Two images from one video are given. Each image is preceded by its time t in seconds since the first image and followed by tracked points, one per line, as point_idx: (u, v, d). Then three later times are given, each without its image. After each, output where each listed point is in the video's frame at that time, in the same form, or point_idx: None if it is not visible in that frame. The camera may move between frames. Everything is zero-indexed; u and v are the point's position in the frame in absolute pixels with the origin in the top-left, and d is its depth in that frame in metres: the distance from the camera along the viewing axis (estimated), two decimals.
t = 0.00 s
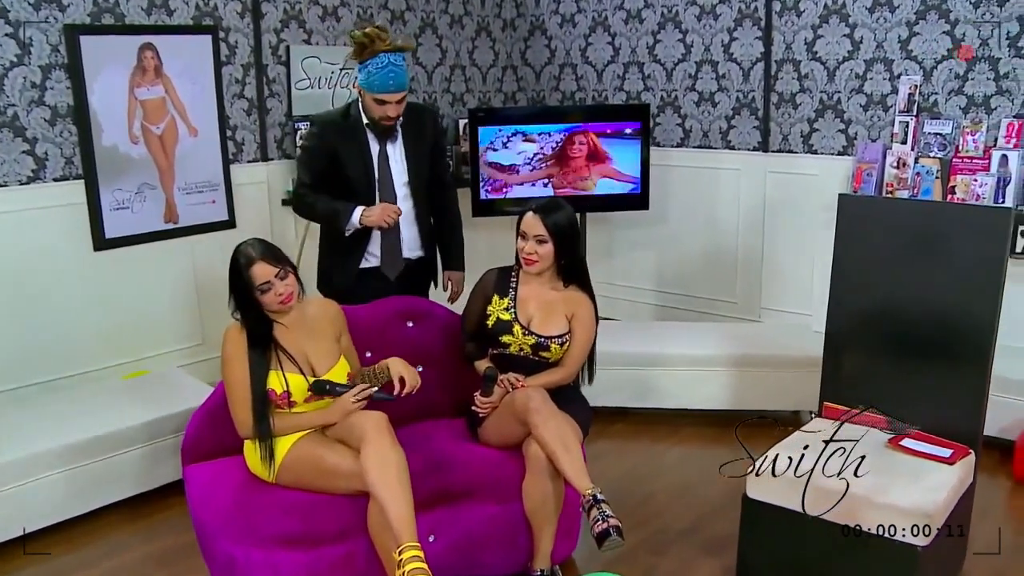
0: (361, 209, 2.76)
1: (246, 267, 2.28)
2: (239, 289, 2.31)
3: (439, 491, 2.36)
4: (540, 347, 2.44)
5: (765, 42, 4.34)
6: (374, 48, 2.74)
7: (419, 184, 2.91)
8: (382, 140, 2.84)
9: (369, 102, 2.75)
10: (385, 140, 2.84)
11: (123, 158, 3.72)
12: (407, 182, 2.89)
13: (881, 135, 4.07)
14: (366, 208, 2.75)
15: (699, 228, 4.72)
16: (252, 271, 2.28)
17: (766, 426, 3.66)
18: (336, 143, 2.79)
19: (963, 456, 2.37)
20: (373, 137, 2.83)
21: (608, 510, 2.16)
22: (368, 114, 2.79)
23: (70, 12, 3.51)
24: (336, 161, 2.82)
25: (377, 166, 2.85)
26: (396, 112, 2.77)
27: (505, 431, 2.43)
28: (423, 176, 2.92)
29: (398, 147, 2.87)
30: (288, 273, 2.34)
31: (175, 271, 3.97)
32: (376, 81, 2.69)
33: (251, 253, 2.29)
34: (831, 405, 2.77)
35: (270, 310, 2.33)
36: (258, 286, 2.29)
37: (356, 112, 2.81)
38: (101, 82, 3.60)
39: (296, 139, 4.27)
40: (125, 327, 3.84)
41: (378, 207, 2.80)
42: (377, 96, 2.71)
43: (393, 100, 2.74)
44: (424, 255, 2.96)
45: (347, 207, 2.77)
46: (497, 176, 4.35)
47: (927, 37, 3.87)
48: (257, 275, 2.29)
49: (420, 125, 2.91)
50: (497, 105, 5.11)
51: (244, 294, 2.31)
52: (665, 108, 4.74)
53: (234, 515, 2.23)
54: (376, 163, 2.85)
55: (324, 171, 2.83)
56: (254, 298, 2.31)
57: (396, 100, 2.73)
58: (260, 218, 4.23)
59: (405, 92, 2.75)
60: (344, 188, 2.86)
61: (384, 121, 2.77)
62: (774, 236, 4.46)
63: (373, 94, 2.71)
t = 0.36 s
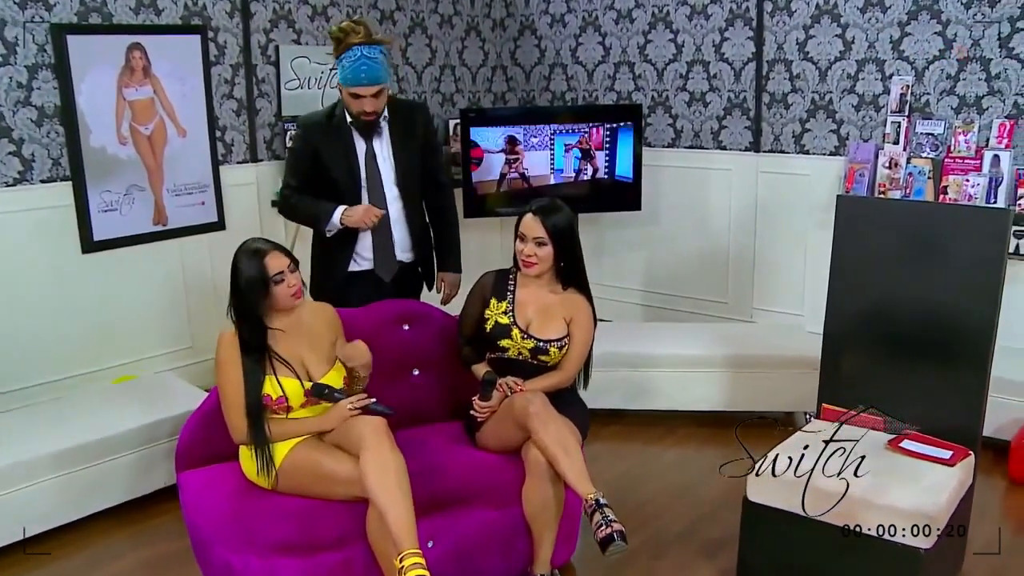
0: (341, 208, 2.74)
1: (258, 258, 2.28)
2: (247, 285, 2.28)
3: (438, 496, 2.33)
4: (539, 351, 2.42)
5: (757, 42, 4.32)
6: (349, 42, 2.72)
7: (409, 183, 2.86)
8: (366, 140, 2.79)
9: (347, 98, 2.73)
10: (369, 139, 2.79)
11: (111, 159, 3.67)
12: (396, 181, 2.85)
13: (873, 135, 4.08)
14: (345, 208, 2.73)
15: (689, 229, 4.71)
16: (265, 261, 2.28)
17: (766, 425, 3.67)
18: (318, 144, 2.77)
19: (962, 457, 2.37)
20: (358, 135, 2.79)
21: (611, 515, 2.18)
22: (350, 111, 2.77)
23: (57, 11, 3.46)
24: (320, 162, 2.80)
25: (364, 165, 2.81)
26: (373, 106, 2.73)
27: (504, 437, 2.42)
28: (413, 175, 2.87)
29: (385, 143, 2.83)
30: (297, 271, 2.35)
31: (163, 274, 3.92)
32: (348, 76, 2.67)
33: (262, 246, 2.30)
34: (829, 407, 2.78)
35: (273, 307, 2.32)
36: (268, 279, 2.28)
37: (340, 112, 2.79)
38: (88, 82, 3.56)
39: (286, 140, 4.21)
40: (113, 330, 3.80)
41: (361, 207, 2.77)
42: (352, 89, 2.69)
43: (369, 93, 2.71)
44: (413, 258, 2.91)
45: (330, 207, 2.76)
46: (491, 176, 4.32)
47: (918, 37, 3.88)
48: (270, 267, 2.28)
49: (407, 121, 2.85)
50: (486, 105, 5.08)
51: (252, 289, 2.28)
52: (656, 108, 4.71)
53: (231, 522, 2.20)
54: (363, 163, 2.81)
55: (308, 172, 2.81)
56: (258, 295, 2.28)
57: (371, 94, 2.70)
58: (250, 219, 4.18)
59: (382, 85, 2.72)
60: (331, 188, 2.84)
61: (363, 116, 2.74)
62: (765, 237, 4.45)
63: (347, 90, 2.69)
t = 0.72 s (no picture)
0: (349, 206, 2.71)
1: (270, 261, 2.24)
2: (256, 289, 2.24)
3: (444, 501, 2.30)
4: (545, 354, 2.40)
5: (755, 42, 4.30)
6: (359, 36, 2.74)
7: (414, 182, 2.85)
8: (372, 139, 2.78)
9: (354, 92, 2.72)
10: (375, 138, 2.78)
11: (108, 160, 3.63)
12: (402, 180, 2.83)
13: (873, 135, 4.07)
14: (353, 206, 2.70)
15: (687, 228, 4.69)
16: (276, 265, 2.24)
17: (767, 425, 3.68)
18: (323, 143, 2.75)
19: (971, 459, 2.36)
20: (363, 133, 2.78)
21: (620, 519, 2.15)
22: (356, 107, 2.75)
23: (52, 10, 3.42)
24: (326, 161, 2.77)
25: (369, 164, 2.79)
26: (381, 100, 2.72)
27: (509, 441, 2.39)
28: (418, 174, 2.85)
29: (390, 141, 2.81)
30: (305, 275, 2.32)
31: (160, 276, 3.88)
32: (358, 66, 2.67)
33: (273, 249, 2.26)
34: (833, 407, 2.77)
35: (279, 310, 2.28)
36: (278, 282, 2.25)
37: (346, 110, 2.77)
38: (83, 82, 3.51)
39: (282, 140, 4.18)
40: (109, 332, 3.76)
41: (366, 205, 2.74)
42: (360, 81, 2.68)
43: (377, 86, 2.70)
44: (419, 258, 2.90)
45: (336, 205, 2.73)
46: (489, 176, 4.30)
47: (918, 37, 3.87)
48: (281, 272, 2.25)
49: (413, 121, 2.84)
50: (483, 105, 5.04)
51: (260, 293, 2.24)
52: (655, 108, 4.68)
53: (235, 529, 2.16)
54: (368, 162, 2.79)
55: (313, 171, 2.79)
56: (266, 298, 2.25)
57: (379, 87, 2.69)
58: (246, 220, 4.14)
59: (389, 79, 2.72)
60: (335, 188, 2.81)
61: (370, 109, 2.73)
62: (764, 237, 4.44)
63: (355, 81, 2.69)
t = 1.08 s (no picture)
0: (358, 207, 2.69)
1: (279, 263, 2.21)
2: (264, 292, 2.21)
3: (455, 504, 2.28)
4: (557, 355, 2.38)
5: (760, 41, 4.29)
6: (386, 38, 2.70)
7: (425, 183, 2.83)
8: (383, 139, 2.76)
9: (370, 93, 2.68)
10: (387, 138, 2.76)
11: (109, 160, 3.60)
12: (412, 180, 2.81)
13: (878, 135, 4.06)
14: (361, 208, 2.67)
15: (690, 228, 4.68)
16: (284, 269, 2.21)
17: (766, 425, 3.67)
18: (334, 141, 2.72)
19: (984, 460, 2.35)
20: (375, 134, 2.75)
21: (636, 523, 2.15)
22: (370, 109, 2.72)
23: (53, 8, 3.38)
24: (337, 162, 2.74)
25: (380, 165, 2.77)
26: (395, 107, 2.70)
27: (521, 443, 2.38)
28: (429, 174, 2.84)
29: (401, 142, 2.79)
30: (314, 278, 2.29)
31: (162, 276, 3.85)
32: (378, 70, 2.63)
33: (282, 251, 2.24)
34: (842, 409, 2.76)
35: (286, 313, 2.25)
36: (286, 285, 2.21)
37: (358, 110, 2.74)
38: (85, 81, 3.48)
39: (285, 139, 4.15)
40: (111, 333, 3.73)
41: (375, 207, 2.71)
42: (377, 85, 2.65)
43: (394, 93, 2.67)
44: (428, 260, 2.87)
45: (346, 206, 2.70)
46: (492, 176, 4.27)
47: (923, 37, 3.86)
48: (288, 275, 2.21)
49: (426, 126, 2.83)
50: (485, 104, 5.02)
51: (268, 297, 2.21)
52: (658, 107, 4.66)
53: (243, 533, 2.13)
54: (379, 162, 2.77)
55: (323, 169, 2.76)
56: (274, 301, 2.22)
57: (396, 94, 2.66)
58: (249, 220, 4.11)
59: (407, 89, 2.69)
60: (346, 187, 2.79)
61: (383, 114, 2.70)
62: (768, 237, 4.43)
63: (373, 85, 2.65)
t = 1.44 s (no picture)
0: (385, 201, 2.66)
1: (292, 263, 2.18)
2: (277, 293, 2.18)
3: (474, 507, 2.26)
4: (576, 356, 2.36)
5: (772, 40, 4.26)
6: (405, 33, 2.69)
7: (445, 181, 2.84)
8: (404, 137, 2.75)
9: (391, 88, 2.66)
10: (407, 136, 2.75)
11: (120, 159, 3.58)
12: (434, 178, 2.82)
13: (891, 135, 4.03)
14: (388, 201, 2.65)
15: (701, 228, 4.65)
16: (297, 269, 2.18)
17: (767, 424, 3.67)
18: (355, 139, 2.70)
19: (1007, 463, 2.33)
20: (396, 132, 2.73)
21: (656, 526, 2.11)
22: (390, 106, 2.70)
23: (64, 7, 3.36)
24: (358, 160, 2.72)
25: (402, 164, 2.75)
26: (417, 100, 2.67)
27: (539, 444, 2.35)
28: (449, 173, 2.84)
29: (422, 140, 2.79)
30: (328, 277, 2.25)
31: (172, 277, 3.83)
32: (400, 62, 2.62)
33: (294, 250, 2.21)
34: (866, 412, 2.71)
35: (301, 313, 2.23)
36: (300, 284, 2.19)
37: (378, 109, 2.72)
38: (96, 80, 3.46)
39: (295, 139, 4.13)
40: (122, 333, 3.71)
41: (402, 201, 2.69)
42: (400, 77, 2.62)
43: (416, 85, 2.65)
44: (448, 258, 2.88)
45: (370, 202, 2.68)
46: (505, 174, 4.24)
47: (937, 36, 3.83)
48: (302, 274, 2.19)
49: (445, 124, 2.83)
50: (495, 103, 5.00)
51: (281, 298, 2.19)
52: (669, 106, 4.64)
53: (261, 537, 2.11)
54: (400, 161, 2.75)
55: (344, 168, 2.73)
56: (288, 301, 2.19)
57: (419, 85, 2.64)
58: (259, 220, 4.10)
59: (430, 81, 2.67)
60: (367, 185, 2.76)
61: (405, 108, 2.67)
62: (780, 237, 4.40)
63: (395, 77, 2.63)
